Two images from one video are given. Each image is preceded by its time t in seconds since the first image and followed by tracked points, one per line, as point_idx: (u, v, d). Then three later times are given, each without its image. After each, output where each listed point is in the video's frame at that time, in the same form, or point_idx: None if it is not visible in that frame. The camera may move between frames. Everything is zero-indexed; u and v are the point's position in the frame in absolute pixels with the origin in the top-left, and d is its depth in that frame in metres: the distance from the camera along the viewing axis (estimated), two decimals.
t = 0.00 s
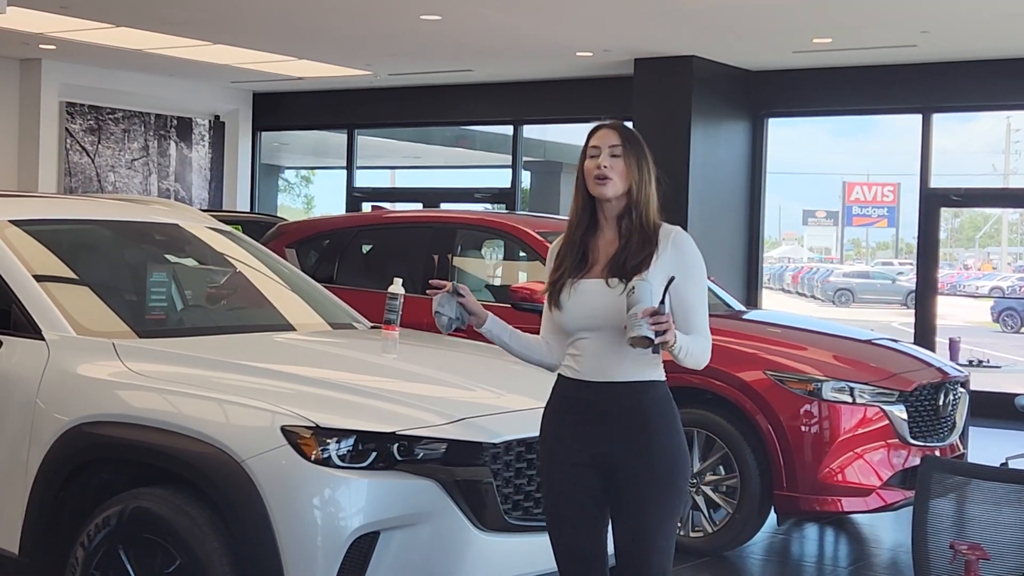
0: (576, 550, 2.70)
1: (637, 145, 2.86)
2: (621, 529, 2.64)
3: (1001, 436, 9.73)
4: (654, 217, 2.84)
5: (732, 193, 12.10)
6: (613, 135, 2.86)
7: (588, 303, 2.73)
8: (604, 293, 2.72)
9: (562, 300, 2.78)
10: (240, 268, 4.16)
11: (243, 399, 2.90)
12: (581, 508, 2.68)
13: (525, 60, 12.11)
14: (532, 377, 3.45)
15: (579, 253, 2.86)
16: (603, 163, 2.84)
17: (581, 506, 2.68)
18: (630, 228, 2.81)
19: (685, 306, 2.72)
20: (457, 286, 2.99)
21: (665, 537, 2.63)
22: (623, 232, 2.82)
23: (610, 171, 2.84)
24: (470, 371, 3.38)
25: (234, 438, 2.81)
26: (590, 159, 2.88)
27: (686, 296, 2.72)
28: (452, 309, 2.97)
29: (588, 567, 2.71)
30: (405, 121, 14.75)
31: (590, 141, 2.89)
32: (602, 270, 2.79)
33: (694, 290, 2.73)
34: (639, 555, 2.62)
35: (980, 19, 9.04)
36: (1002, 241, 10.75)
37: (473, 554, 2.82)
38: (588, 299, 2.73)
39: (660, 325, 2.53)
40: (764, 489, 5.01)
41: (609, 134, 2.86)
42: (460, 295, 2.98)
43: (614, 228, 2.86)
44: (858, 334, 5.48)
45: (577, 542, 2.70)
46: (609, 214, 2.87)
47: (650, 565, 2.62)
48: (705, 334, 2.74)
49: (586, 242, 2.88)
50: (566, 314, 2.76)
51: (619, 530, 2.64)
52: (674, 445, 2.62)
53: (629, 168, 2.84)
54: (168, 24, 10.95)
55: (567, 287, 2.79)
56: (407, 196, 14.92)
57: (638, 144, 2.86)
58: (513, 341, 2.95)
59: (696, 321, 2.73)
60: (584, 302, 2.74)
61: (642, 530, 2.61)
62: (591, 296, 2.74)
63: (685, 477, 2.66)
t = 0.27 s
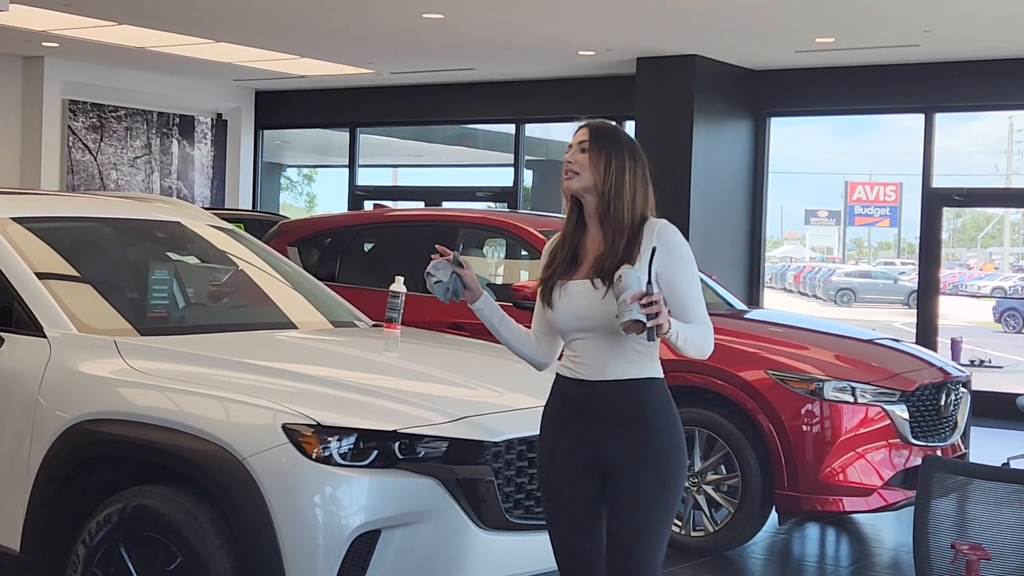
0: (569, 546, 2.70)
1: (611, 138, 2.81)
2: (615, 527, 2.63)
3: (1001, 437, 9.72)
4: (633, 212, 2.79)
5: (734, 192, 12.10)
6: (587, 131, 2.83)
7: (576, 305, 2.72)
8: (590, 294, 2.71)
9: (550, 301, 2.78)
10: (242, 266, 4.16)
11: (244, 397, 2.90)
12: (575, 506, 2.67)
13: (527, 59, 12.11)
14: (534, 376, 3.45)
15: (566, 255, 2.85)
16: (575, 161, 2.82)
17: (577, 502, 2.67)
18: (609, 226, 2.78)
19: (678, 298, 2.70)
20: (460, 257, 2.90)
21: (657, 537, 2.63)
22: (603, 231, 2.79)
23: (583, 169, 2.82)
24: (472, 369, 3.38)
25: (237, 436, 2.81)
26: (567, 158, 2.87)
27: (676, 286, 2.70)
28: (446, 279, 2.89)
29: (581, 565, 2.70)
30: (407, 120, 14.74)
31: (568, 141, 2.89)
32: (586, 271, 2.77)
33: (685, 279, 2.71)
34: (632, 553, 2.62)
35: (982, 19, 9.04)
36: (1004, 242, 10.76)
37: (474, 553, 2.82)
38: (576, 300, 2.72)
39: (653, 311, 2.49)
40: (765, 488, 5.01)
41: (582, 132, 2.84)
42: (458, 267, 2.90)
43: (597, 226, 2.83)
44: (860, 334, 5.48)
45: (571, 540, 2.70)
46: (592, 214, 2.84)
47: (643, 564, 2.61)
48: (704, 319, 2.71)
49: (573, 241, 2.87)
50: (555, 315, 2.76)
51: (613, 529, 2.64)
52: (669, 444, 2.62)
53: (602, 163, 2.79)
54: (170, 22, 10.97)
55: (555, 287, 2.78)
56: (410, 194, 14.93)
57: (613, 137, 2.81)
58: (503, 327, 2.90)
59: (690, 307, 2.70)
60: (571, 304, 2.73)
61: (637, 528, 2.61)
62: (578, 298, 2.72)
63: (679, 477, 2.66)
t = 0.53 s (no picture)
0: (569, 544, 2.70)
1: (605, 137, 2.80)
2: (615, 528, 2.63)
3: (1002, 438, 9.73)
4: (629, 212, 2.77)
5: (736, 193, 12.10)
6: (582, 132, 2.82)
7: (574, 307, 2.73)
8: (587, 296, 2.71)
9: (551, 303, 2.80)
10: (244, 265, 4.17)
11: (245, 397, 2.91)
12: (576, 504, 2.67)
13: (530, 59, 12.11)
14: (535, 377, 3.45)
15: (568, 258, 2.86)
16: (569, 163, 2.82)
17: (577, 501, 2.67)
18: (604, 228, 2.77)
19: (676, 297, 2.70)
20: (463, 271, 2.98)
21: (657, 537, 2.63)
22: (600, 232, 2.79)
23: (577, 170, 2.82)
24: (473, 369, 3.38)
25: (238, 436, 2.81)
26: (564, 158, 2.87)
27: (674, 285, 2.69)
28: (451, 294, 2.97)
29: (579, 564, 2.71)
30: (409, 119, 14.74)
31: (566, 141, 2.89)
32: (584, 273, 2.78)
33: (683, 279, 2.69)
34: (631, 553, 2.62)
35: (985, 20, 9.04)
36: (1006, 243, 10.81)
37: (475, 553, 2.82)
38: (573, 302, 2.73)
39: (626, 311, 2.51)
40: (767, 489, 5.01)
41: (578, 133, 2.84)
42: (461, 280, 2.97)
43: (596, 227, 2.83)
44: (862, 334, 5.48)
45: (571, 539, 2.70)
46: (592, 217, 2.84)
47: (641, 565, 2.61)
48: (703, 320, 2.70)
49: (576, 242, 2.88)
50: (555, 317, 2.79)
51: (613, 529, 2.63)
52: (671, 445, 2.62)
53: (596, 164, 2.78)
54: (172, 22, 10.96)
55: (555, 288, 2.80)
56: (412, 194, 14.93)
57: (608, 137, 2.80)
58: (513, 335, 2.94)
59: (691, 307, 2.69)
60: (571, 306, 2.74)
61: (637, 529, 2.61)
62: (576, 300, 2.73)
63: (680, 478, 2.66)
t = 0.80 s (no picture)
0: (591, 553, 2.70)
1: (614, 138, 2.78)
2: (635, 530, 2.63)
3: (1004, 439, 9.72)
4: (637, 213, 2.75)
5: (737, 194, 12.09)
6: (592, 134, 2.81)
7: (583, 309, 2.74)
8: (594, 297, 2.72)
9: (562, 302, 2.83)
10: (245, 265, 4.17)
11: (245, 397, 2.90)
12: (593, 511, 2.67)
13: (531, 59, 12.10)
14: (535, 377, 3.44)
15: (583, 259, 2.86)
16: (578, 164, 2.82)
17: (594, 508, 2.67)
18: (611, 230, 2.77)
19: (683, 297, 2.67)
20: (485, 263, 2.99)
21: (679, 536, 2.63)
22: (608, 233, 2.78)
23: (586, 171, 2.81)
24: (474, 370, 3.37)
25: (238, 436, 2.81)
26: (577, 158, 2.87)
27: (681, 285, 2.67)
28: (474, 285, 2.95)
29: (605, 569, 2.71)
30: (410, 120, 14.74)
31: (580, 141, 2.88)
32: (592, 274, 2.78)
33: (690, 277, 2.68)
34: (656, 554, 2.62)
35: (988, 22, 9.04)
36: (1007, 245, 10.84)
37: (476, 554, 2.82)
38: (582, 304, 2.74)
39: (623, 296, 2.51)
40: (767, 489, 5.01)
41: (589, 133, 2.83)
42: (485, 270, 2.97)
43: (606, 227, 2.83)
44: (862, 335, 5.48)
45: (591, 547, 2.70)
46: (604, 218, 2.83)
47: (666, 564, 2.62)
48: (712, 320, 2.67)
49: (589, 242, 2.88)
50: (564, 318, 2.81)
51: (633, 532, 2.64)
52: (682, 443, 2.61)
53: (603, 165, 2.77)
54: (174, 21, 10.96)
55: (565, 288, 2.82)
56: (413, 194, 14.93)
57: (616, 138, 2.78)
58: (529, 328, 2.97)
59: (699, 306, 2.66)
60: (579, 307, 2.75)
61: (657, 530, 2.61)
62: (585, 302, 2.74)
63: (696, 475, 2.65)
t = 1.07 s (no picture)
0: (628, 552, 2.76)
1: (648, 144, 2.84)
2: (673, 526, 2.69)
3: (1004, 441, 9.70)
4: (673, 218, 2.81)
5: (737, 194, 12.09)
6: (628, 142, 2.87)
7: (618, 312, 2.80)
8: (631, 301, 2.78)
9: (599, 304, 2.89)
10: (245, 266, 4.17)
11: (245, 397, 2.90)
12: (628, 511, 2.73)
13: (531, 60, 12.10)
14: (535, 377, 3.44)
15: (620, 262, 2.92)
16: (612, 171, 2.89)
17: (629, 508, 2.73)
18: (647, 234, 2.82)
19: (719, 308, 2.72)
20: (494, 301, 3.11)
21: (716, 530, 2.68)
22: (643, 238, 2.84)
23: (622, 178, 2.87)
24: (474, 370, 3.37)
25: (238, 436, 2.81)
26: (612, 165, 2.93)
27: (719, 294, 2.71)
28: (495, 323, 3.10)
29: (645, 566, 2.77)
30: (410, 120, 14.74)
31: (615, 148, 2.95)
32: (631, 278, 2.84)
33: (726, 288, 2.71)
34: (695, 549, 2.67)
35: (988, 23, 9.03)
36: (1007, 246, 10.85)
37: (475, 554, 2.82)
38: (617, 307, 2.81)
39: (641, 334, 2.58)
40: (768, 491, 5.02)
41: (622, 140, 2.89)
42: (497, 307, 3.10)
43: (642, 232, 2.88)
44: (862, 336, 5.47)
45: (628, 545, 2.75)
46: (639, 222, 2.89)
47: (706, 559, 2.67)
48: (746, 332, 2.71)
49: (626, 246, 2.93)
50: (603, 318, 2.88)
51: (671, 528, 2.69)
52: (714, 439, 2.67)
53: (638, 172, 2.83)
54: (175, 21, 10.95)
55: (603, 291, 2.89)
56: (413, 195, 14.92)
57: (651, 144, 2.84)
58: (559, 345, 3.10)
59: (734, 318, 2.71)
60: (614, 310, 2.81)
61: (693, 525, 2.66)
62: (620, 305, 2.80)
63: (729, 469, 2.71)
